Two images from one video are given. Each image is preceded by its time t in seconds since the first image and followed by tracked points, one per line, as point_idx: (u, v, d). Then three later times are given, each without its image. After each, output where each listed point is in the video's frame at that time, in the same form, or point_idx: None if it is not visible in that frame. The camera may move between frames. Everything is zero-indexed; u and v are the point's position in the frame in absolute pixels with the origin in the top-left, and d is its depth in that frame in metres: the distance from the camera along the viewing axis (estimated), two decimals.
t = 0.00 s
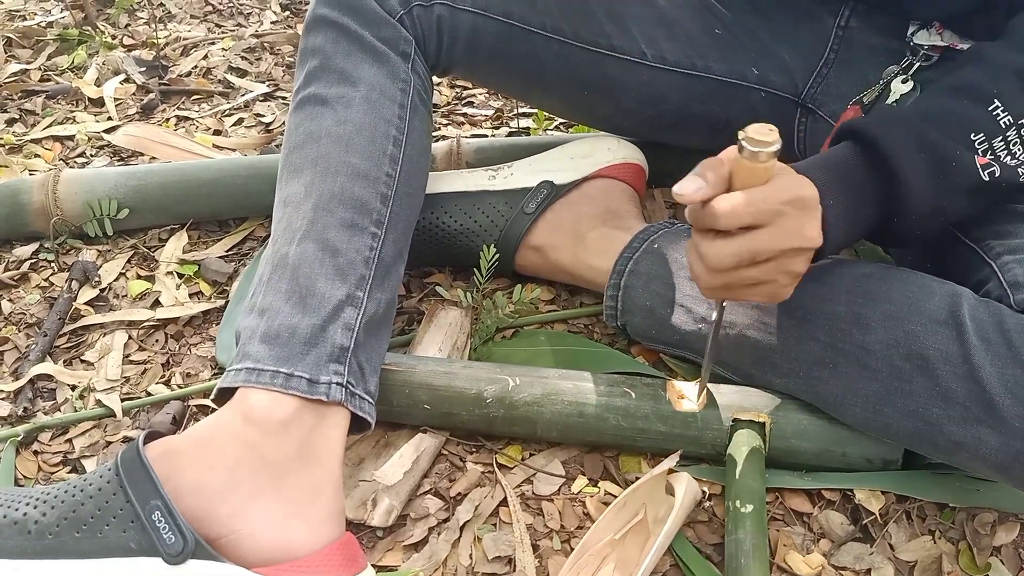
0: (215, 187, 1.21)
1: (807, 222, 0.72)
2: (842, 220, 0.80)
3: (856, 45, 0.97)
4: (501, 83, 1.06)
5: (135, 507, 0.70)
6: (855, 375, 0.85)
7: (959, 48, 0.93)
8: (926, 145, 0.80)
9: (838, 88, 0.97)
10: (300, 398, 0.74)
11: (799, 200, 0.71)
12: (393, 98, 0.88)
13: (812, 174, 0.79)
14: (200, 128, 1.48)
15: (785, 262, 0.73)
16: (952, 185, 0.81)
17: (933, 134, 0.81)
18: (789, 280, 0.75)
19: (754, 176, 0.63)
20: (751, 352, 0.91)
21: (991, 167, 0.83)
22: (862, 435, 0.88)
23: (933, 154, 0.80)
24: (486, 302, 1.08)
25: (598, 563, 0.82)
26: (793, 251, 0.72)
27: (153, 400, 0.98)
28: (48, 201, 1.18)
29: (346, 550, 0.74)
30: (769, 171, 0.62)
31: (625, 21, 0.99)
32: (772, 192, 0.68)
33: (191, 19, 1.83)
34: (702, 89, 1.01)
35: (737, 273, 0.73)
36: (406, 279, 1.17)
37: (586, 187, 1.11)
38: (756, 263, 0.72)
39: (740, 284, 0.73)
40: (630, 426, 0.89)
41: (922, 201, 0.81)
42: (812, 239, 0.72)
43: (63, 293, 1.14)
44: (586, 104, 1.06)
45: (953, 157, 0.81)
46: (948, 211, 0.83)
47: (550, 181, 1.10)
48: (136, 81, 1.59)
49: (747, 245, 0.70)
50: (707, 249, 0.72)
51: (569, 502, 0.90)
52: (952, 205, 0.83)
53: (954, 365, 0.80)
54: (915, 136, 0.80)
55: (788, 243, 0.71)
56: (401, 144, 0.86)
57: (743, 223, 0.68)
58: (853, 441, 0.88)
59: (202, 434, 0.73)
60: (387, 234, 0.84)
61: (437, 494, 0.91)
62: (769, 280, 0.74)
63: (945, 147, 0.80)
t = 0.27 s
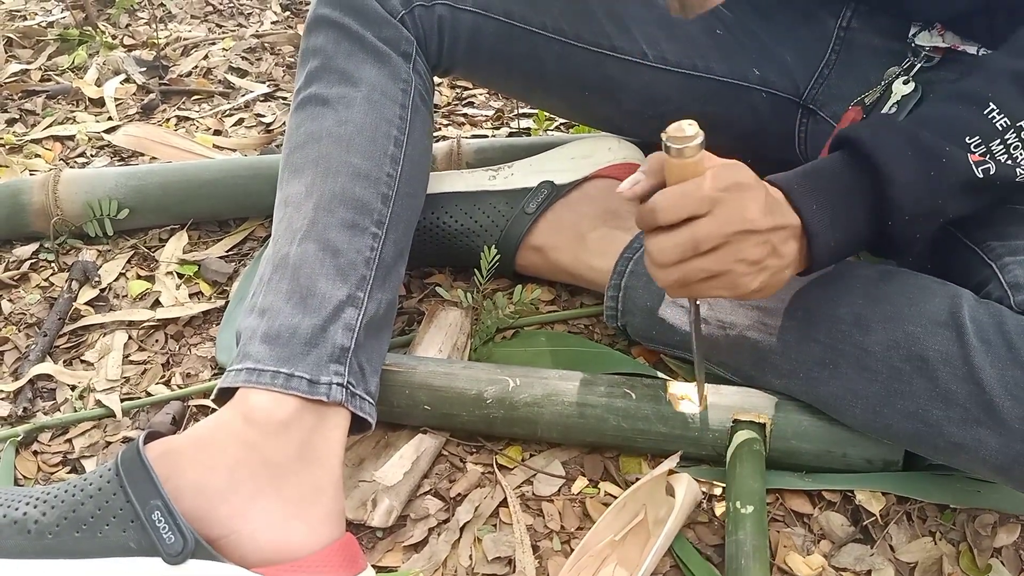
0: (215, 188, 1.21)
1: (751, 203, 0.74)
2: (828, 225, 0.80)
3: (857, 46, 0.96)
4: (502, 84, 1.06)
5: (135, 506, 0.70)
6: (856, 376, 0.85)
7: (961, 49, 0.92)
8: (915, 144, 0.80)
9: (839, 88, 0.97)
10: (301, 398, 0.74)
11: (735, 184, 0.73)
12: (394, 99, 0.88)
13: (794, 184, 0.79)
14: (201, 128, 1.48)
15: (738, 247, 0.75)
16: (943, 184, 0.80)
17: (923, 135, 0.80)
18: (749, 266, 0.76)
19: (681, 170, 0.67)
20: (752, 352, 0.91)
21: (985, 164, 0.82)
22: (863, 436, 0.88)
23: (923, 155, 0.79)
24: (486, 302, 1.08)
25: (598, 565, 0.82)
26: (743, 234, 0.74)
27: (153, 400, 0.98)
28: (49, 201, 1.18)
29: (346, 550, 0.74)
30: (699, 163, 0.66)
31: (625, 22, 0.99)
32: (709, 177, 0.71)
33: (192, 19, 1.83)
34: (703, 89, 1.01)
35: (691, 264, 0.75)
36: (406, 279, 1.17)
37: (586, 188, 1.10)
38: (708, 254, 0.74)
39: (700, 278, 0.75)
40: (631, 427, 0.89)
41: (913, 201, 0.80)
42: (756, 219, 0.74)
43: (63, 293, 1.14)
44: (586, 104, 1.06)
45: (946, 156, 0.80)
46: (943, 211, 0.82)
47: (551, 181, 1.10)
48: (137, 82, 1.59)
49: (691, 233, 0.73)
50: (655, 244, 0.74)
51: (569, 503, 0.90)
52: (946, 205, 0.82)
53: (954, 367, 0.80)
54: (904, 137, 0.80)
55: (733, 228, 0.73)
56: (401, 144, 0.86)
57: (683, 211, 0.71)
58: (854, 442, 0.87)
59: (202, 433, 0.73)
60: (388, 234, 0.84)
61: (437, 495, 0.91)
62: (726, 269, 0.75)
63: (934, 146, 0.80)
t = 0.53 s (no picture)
0: (217, 184, 1.21)
1: (717, 209, 0.74)
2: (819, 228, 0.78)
3: (858, 43, 0.96)
4: (502, 84, 1.07)
5: (139, 500, 0.70)
6: (859, 374, 0.85)
7: (962, 46, 0.92)
8: (908, 145, 0.79)
9: (841, 86, 0.97)
10: (303, 393, 0.74)
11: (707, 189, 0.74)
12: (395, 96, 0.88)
13: (785, 188, 0.78)
14: (203, 125, 1.48)
15: (703, 254, 0.75)
16: (938, 185, 0.79)
17: (917, 137, 0.80)
18: (715, 274, 0.76)
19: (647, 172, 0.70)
20: (753, 349, 0.92)
21: (984, 165, 0.80)
22: (864, 434, 0.88)
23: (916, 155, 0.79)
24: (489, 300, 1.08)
25: (600, 561, 0.81)
26: (708, 242, 0.74)
27: (156, 396, 0.98)
28: (51, 197, 1.17)
29: (350, 545, 0.74)
30: (667, 167, 0.69)
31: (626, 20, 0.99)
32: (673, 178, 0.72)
33: (194, 17, 1.83)
34: (704, 87, 1.01)
35: (660, 265, 0.76)
36: (409, 277, 1.17)
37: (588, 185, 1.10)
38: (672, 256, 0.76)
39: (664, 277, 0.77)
40: (633, 424, 0.89)
41: (907, 203, 0.78)
42: (721, 228, 0.74)
43: (66, 290, 1.14)
44: (587, 102, 1.06)
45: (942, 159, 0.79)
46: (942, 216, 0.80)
47: (553, 179, 1.10)
48: (139, 79, 1.59)
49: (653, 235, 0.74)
50: (624, 244, 0.76)
51: (571, 499, 0.90)
52: (944, 210, 0.80)
53: (957, 364, 0.80)
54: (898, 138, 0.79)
55: (698, 234, 0.74)
56: (403, 141, 0.86)
57: (647, 213, 0.73)
58: (856, 439, 0.88)
59: (206, 429, 0.73)
60: (389, 230, 0.84)
61: (439, 491, 0.91)
62: (691, 273, 0.76)
63: (928, 147, 0.79)
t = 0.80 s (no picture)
0: (220, 180, 1.21)
1: (711, 199, 0.73)
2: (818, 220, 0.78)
3: (861, 42, 0.96)
4: (503, 81, 1.06)
5: (142, 495, 0.70)
6: (861, 372, 0.85)
7: (964, 45, 0.92)
8: (906, 137, 0.79)
9: (843, 84, 0.97)
10: (306, 389, 0.74)
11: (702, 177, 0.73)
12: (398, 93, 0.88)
13: (783, 180, 0.78)
14: (206, 122, 1.48)
15: (699, 244, 0.74)
16: (936, 176, 0.79)
17: (917, 132, 0.80)
18: (710, 264, 0.76)
19: (641, 162, 0.70)
20: (756, 346, 0.92)
21: (983, 156, 0.80)
22: (866, 432, 0.88)
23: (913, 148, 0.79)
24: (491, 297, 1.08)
25: (602, 558, 0.81)
26: (704, 231, 0.74)
27: (158, 393, 0.98)
28: (53, 193, 1.18)
29: (352, 541, 0.74)
30: (661, 156, 0.69)
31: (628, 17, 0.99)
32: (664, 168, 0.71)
33: (196, 13, 1.83)
34: (707, 86, 1.01)
35: (655, 255, 0.76)
36: (411, 274, 1.17)
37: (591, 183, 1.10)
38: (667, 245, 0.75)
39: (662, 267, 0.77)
40: (635, 423, 0.89)
41: (905, 195, 0.78)
42: (716, 216, 0.73)
43: (68, 285, 1.14)
44: (589, 100, 1.06)
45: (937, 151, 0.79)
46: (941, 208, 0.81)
47: (555, 176, 1.10)
48: (141, 75, 1.59)
49: (647, 226, 0.74)
50: (618, 235, 0.76)
51: (573, 496, 0.91)
52: (943, 204, 0.80)
53: (959, 362, 0.80)
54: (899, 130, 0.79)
55: (693, 222, 0.73)
56: (405, 138, 0.86)
57: (640, 201, 0.73)
58: (858, 438, 0.88)
59: (209, 424, 0.73)
60: (392, 227, 0.84)
61: (441, 488, 0.91)
62: (686, 263, 0.76)
63: (927, 139, 0.79)
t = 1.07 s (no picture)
0: (222, 177, 1.21)
1: (732, 200, 0.72)
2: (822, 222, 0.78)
3: (864, 40, 0.96)
4: (506, 79, 1.06)
5: (145, 490, 0.71)
6: (862, 371, 0.85)
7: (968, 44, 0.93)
8: (906, 139, 0.79)
9: (847, 83, 0.97)
10: (309, 385, 0.74)
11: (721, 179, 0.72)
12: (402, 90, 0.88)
13: (787, 182, 0.78)
14: (208, 119, 1.48)
15: (722, 246, 0.73)
16: (937, 178, 0.79)
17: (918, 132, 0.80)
18: (733, 265, 0.74)
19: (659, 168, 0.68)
20: (758, 345, 0.92)
21: (981, 157, 0.81)
22: (868, 432, 0.88)
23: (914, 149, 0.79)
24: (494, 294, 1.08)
25: (604, 556, 0.82)
26: (728, 232, 0.73)
27: (160, 389, 0.98)
28: (56, 189, 1.18)
29: (355, 537, 0.74)
30: (679, 161, 0.67)
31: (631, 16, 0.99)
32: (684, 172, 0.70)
33: (199, 10, 1.83)
34: (710, 84, 1.01)
35: (676, 261, 0.74)
36: (413, 271, 1.17)
37: (594, 181, 1.10)
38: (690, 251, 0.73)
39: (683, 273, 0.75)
40: (638, 422, 0.89)
41: (907, 196, 0.78)
42: (741, 217, 0.72)
43: (70, 281, 1.14)
44: (592, 98, 1.06)
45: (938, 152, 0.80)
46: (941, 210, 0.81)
47: (558, 174, 1.10)
48: (144, 71, 1.59)
49: (669, 233, 0.72)
50: (638, 244, 0.74)
51: (575, 494, 0.91)
52: (945, 204, 0.81)
53: (961, 361, 0.80)
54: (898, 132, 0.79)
55: (718, 225, 0.72)
56: (409, 134, 0.86)
57: (664, 208, 0.71)
58: (861, 437, 0.88)
59: (212, 419, 0.73)
60: (395, 223, 0.84)
61: (444, 485, 0.91)
62: (709, 267, 0.74)
63: (927, 140, 0.80)
